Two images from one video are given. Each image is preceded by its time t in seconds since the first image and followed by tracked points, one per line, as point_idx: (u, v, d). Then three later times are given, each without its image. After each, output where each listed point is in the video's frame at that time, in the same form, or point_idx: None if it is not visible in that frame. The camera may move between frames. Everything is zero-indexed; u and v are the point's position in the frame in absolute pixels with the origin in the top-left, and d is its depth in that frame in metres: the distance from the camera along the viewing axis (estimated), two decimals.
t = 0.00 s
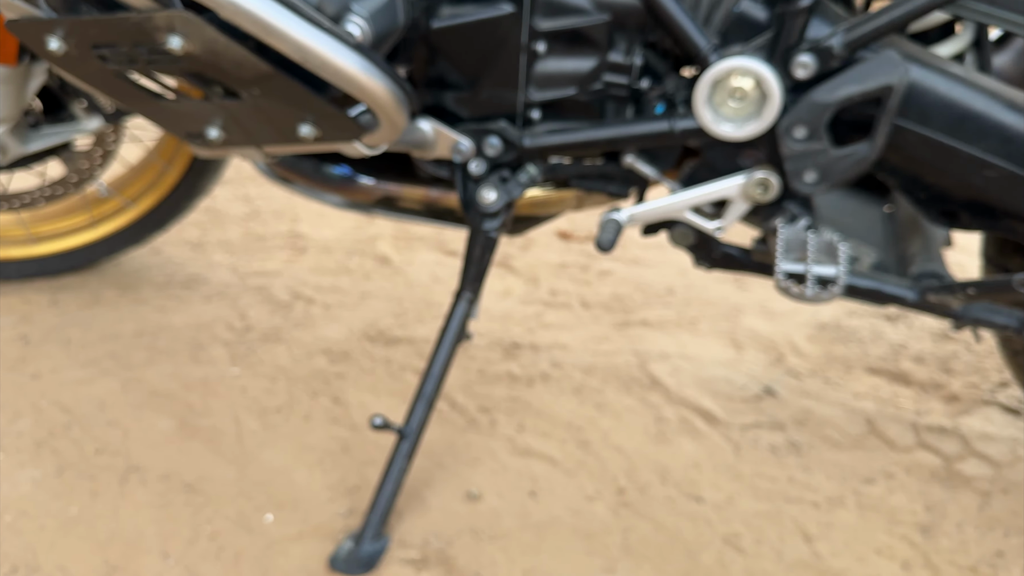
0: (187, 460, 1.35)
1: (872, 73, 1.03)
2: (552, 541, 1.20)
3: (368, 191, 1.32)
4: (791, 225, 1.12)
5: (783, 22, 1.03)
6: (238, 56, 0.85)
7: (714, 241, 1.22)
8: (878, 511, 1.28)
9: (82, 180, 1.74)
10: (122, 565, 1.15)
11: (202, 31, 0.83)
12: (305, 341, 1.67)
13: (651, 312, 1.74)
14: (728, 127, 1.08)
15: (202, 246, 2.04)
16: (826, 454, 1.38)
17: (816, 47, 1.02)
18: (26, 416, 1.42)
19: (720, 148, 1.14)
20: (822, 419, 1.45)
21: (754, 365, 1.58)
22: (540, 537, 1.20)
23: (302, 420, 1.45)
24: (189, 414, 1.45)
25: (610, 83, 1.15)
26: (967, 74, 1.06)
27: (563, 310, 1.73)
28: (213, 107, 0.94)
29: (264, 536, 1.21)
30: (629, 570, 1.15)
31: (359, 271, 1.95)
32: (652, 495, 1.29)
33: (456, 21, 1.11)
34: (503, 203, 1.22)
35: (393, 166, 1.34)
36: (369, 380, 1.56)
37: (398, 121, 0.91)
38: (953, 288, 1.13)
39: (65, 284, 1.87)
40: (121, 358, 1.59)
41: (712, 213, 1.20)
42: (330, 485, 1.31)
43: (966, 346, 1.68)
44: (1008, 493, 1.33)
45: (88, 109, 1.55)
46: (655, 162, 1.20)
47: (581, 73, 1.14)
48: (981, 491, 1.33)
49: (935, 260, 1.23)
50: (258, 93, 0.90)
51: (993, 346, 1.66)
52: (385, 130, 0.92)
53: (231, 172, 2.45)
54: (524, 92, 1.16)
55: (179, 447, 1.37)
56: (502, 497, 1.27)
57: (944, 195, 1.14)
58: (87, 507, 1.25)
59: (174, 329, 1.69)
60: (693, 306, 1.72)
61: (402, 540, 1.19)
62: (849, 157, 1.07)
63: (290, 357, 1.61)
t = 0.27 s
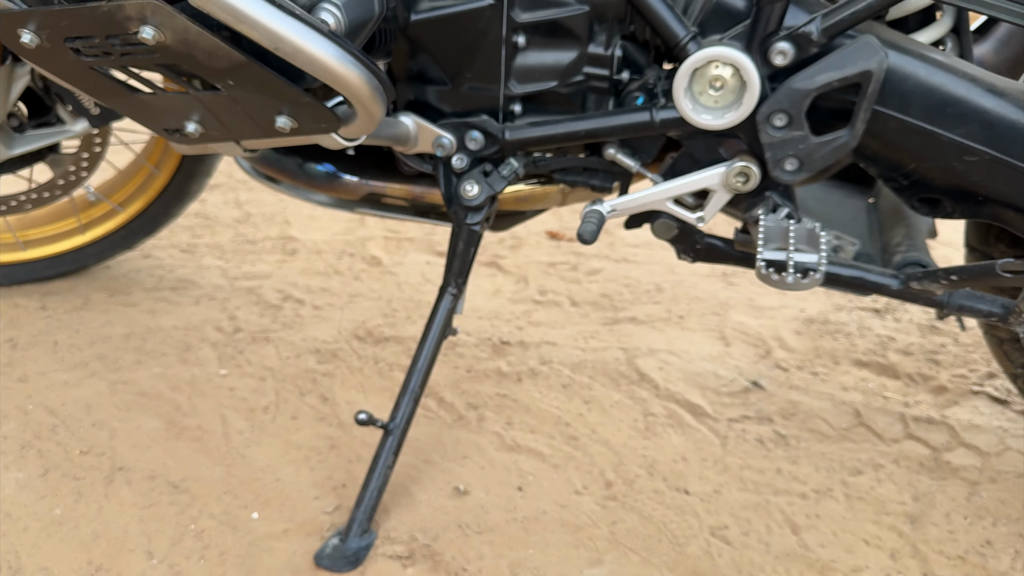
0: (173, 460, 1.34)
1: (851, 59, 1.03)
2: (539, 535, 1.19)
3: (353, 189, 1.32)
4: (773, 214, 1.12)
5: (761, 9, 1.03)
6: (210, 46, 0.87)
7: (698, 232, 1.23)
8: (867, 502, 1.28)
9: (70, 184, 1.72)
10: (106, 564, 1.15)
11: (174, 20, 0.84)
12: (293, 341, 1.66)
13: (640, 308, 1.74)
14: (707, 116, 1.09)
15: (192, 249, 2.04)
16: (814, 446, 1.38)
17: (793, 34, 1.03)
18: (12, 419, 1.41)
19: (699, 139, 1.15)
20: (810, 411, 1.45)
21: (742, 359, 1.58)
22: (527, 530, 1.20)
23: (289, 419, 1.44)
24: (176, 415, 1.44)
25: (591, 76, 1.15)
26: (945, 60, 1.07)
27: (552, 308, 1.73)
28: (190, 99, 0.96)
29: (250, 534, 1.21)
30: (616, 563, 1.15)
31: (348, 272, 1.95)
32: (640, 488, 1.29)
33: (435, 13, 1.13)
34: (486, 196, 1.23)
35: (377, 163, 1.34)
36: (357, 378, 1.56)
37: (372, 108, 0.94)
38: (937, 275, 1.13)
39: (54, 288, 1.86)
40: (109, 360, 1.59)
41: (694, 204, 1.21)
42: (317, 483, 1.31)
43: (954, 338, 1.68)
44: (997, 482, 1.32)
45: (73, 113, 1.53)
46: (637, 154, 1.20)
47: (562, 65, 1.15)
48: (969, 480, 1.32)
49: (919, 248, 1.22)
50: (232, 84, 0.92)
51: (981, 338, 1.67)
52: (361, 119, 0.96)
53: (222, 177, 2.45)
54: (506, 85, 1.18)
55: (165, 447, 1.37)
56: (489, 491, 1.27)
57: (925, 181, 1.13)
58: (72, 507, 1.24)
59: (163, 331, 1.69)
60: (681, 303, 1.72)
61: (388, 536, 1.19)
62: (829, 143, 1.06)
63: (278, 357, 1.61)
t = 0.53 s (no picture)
0: (148, 464, 1.35)
1: (807, 59, 1.06)
2: (513, 529, 1.21)
3: (324, 192, 1.34)
4: (735, 211, 1.16)
5: (719, 11, 1.06)
6: (176, 49, 0.88)
7: (664, 230, 1.26)
8: (833, 491, 1.31)
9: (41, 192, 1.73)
10: (80, 569, 1.15)
11: (140, 24, 0.85)
12: (267, 344, 1.67)
13: (612, 307, 1.77)
14: (669, 116, 1.12)
15: (166, 256, 2.04)
16: (782, 438, 1.41)
17: (751, 35, 1.06)
18: None
19: (662, 139, 1.18)
20: (777, 404, 1.49)
21: (710, 355, 1.62)
22: (501, 525, 1.22)
23: (264, 422, 1.45)
24: (150, 419, 1.45)
25: (556, 78, 1.18)
26: (899, 58, 1.10)
27: (525, 308, 1.75)
28: (159, 102, 0.97)
29: (225, 534, 1.21)
30: (589, 555, 1.17)
31: (323, 276, 1.97)
32: (611, 481, 1.31)
33: (402, 17, 1.16)
34: (456, 197, 1.25)
35: (349, 166, 1.36)
36: (332, 380, 1.57)
37: (339, 110, 0.97)
38: (895, 268, 1.16)
39: (26, 296, 1.85)
40: (83, 366, 1.59)
41: (659, 203, 1.23)
42: (292, 484, 1.32)
43: (916, 331, 1.73)
44: (958, 470, 1.36)
45: (43, 121, 1.54)
46: (603, 154, 1.23)
47: (528, 67, 1.18)
48: (932, 468, 1.36)
49: (879, 242, 1.25)
50: (200, 87, 0.93)
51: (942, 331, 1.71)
52: (328, 120, 0.98)
53: (196, 185, 2.46)
54: (473, 88, 1.21)
55: (140, 451, 1.37)
56: (463, 488, 1.29)
57: (882, 177, 1.16)
58: (45, 512, 1.24)
59: (137, 336, 1.69)
60: (652, 301, 1.75)
61: (363, 533, 1.20)
62: (787, 141, 1.10)
63: (253, 360, 1.62)
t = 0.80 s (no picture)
0: (104, 485, 1.33)
1: (746, 76, 1.09)
2: (471, 541, 1.22)
3: (278, 209, 1.34)
4: (682, 224, 1.20)
5: (661, 30, 1.10)
6: (124, 73, 0.88)
7: (615, 242, 1.30)
8: (784, 494, 1.34)
9: None
10: None
11: (87, 49, 0.85)
12: (226, 361, 1.67)
13: (570, 317, 1.80)
14: (616, 133, 1.16)
15: (123, 273, 2.02)
16: (735, 443, 1.45)
17: (691, 54, 1.10)
18: None
19: (611, 154, 1.22)
20: (730, 410, 1.52)
21: (665, 362, 1.65)
22: (459, 537, 1.23)
23: (222, 440, 1.45)
24: (106, 439, 1.44)
25: (506, 96, 1.21)
26: (834, 74, 1.15)
27: (485, 320, 1.77)
28: (108, 125, 0.98)
29: (183, 554, 1.21)
30: (546, 564, 1.19)
31: (282, 291, 1.96)
32: (569, 490, 1.33)
33: (353, 37, 1.17)
34: (410, 213, 1.27)
35: (303, 183, 1.37)
36: (290, 396, 1.57)
37: (290, 131, 0.98)
38: (836, 276, 1.20)
39: None
40: (37, 388, 1.57)
41: (609, 216, 1.26)
42: (250, 501, 1.31)
43: (864, 335, 1.78)
44: (905, 471, 1.40)
45: None
46: (554, 169, 1.26)
47: (478, 85, 1.20)
48: (880, 470, 1.40)
49: (821, 251, 1.29)
50: (150, 110, 0.94)
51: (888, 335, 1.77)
52: (279, 140, 1.00)
53: (153, 202, 2.44)
54: (425, 106, 1.23)
55: (95, 472, 1.36)
56: (422, 501, 1.30)
57: (823, 189, 1.20)
58: None
59: (92, 356, 1.67)
60: (609, 311, 1.78)
61: (322, 549, 1.20)
62: (729, 156, 1.14)
63: (210, 378, 1.61)
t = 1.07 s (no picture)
0: (25, 495, 1.28)
1: (673, 70, 1.11)
2: (411, 540, 1.21)
3: (204, 207, 1.30)
4: (614, 217, 1.21)
5: (590, 24, 1.11)
6: (37, 67, 0.86)
7: (549, 237, 1.30)
8: (718, 481, 1.37)
9: None
10: None
11: None
12: (154, 364, 1.61)
13: (509, 312, 1.80)
14: (548, 127, 1.16)
15: (44, 276, 1.93)
16: (671, 432, 1.47)
17: (620, 48, 1.11)
18: None
19: (544, 148, 1.23)
20: (666, 400, 1.55)
21: (602, 355, 1.67)
22: (398, 536, 1.22)
23: (151, 445, 1.40)
24: (27, 448, 1.37)
25: (437, 90, 1.20)
26: (760, 68, 1.17)
27: (423, 317, 1.77)
28: (20, 121, 0.94)
29: (111, 563, 1.16)
30: (486, 560, 1.18)
31: (212, 291, 1.91)
32: (509, 485, 1.33)
33: (278, 29, 1.15)
34: (341, 209, 1.24)
35: (230, 180, 1.33)
36: (222, 399, 1.53)
37: (213, 126, 0.95)
38: (763, 267, 1.23)
39: None
40: None
41: (543, 210, 1.28)
42: (181, 507, 1.27)
43: (794, 325, 1.84)
44: (834, 455, 1.45)
45: None
46: (488, 165, 1.26)
47: (409, 79, 1.19)
48: (810, 455, 1.44)
49: (750, 243, 1.32)
50: (63, 105, 0.90)
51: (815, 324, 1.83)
52: (202, 135, 0.96)
53: (75, 201, 2.34)
54: (355, 99, 1.21)
55: (16, 482, 1.30)
56: (360, 501, 1.28)
57: (750, 181, 1.22)
58: None
59: (11, 362, 1.59)
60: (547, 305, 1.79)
61: (256, 553, 1.18)
62: (659, 150, 1.15)
63: (138, 382, 1.56)
